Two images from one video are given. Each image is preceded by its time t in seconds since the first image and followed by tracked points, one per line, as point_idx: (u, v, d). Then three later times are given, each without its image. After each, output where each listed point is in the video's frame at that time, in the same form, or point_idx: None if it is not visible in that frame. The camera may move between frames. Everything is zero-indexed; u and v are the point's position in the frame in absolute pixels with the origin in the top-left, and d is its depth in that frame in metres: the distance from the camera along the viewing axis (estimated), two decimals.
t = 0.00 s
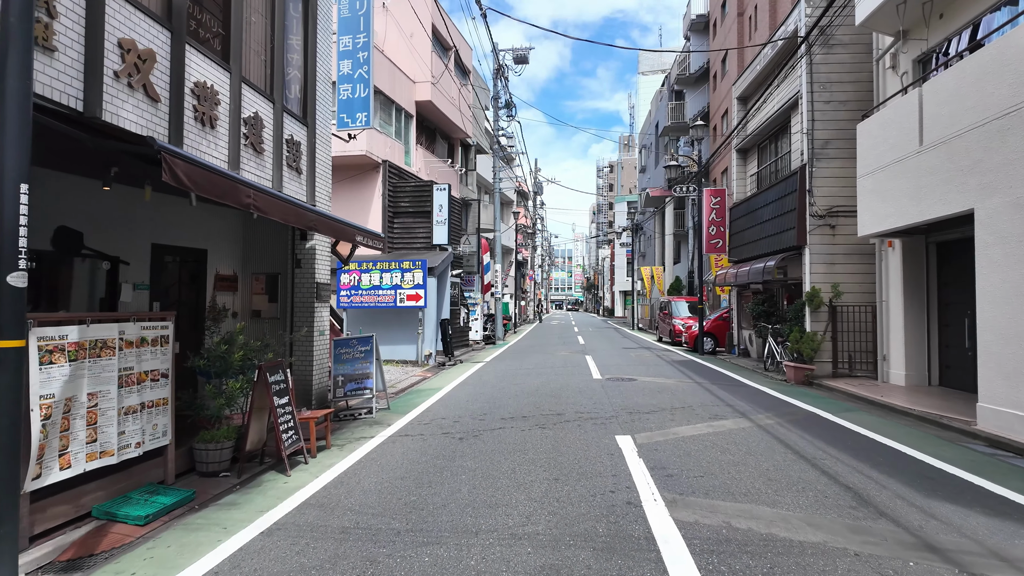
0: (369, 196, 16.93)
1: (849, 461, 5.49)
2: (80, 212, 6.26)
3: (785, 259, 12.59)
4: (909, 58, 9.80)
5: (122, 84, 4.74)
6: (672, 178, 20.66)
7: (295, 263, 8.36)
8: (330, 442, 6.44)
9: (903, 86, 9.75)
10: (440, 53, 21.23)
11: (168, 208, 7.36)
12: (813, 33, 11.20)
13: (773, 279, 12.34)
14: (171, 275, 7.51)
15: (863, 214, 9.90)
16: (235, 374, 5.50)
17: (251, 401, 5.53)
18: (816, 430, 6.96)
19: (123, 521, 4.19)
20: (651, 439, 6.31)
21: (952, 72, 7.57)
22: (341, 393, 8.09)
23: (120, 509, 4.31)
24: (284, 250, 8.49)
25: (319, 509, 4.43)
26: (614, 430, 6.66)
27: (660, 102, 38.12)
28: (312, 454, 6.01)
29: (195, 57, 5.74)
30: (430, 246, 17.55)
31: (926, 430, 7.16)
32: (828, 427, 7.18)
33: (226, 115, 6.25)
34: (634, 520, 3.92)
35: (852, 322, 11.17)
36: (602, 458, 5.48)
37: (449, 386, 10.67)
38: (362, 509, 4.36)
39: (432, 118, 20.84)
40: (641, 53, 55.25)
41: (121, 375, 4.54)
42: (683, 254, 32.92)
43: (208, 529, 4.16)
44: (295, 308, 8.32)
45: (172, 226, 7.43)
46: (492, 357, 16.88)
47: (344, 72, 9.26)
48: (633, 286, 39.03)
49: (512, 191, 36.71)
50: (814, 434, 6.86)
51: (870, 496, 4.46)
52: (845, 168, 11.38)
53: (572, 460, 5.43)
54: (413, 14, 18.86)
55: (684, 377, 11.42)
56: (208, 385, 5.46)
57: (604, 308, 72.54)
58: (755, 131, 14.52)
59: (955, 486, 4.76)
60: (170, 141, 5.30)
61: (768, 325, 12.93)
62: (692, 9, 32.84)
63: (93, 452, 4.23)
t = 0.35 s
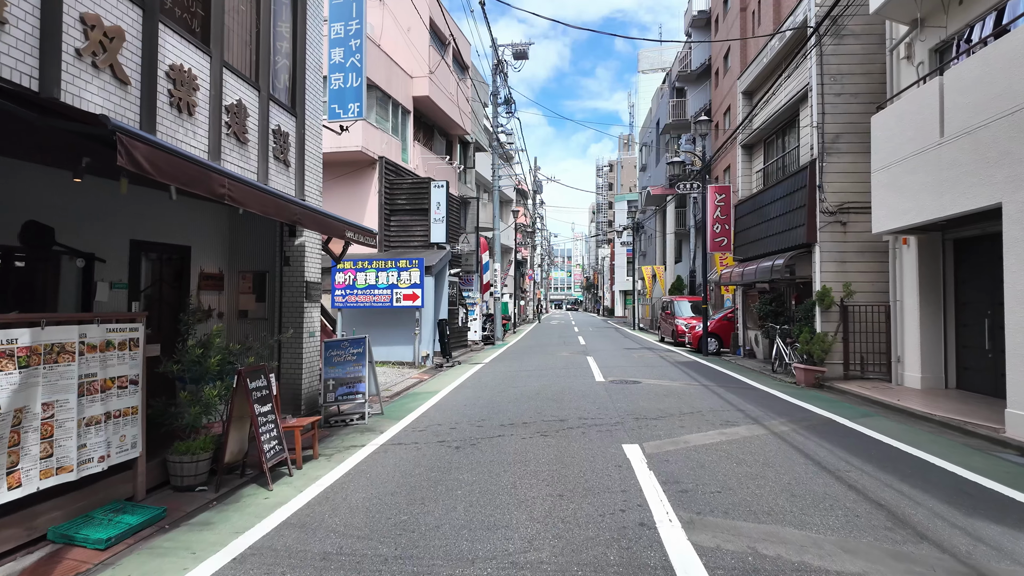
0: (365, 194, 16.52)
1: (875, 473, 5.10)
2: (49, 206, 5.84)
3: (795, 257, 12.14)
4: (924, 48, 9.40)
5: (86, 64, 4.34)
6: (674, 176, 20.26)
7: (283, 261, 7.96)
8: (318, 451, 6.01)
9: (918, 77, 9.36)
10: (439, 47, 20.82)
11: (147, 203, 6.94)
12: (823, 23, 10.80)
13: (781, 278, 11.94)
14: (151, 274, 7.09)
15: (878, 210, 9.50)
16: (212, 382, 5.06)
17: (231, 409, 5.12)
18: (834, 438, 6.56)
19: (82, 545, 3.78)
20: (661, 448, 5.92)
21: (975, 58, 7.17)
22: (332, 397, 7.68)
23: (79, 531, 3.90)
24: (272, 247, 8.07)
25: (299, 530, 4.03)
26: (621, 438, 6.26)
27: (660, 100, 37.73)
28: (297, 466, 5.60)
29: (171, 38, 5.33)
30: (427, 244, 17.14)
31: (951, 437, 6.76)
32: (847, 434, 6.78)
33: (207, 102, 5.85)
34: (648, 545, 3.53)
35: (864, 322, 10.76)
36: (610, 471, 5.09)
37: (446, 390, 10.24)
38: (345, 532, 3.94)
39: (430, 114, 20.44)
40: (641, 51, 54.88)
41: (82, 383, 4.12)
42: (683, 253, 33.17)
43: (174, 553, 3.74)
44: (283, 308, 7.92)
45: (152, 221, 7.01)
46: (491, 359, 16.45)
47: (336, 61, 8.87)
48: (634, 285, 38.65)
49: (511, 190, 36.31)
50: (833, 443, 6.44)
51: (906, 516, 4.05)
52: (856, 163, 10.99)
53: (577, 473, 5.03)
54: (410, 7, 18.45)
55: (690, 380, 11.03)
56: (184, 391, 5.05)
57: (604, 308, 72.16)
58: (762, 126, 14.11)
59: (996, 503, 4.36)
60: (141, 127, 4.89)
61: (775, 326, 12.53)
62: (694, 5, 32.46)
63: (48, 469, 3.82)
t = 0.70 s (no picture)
0: (363, 190, 16.14)
1: (913, 487, 4.70)
2: (22, 198, 5.44)
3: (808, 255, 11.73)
4: (946, 37, 9.01)
5: (51, 39, 3.94)
6: (678, 173, 19.88)
7: (275, 258, 7.56)
8: (310, 461, 5.61)
9: (938, 68, 8.97)
10: (439, 43, 20.43)
11: (131, 196, 6.55)
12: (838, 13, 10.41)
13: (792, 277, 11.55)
14: (135, 272, 6.68)
15: (897, 206, 9.11)
16: (192, 387, 4.61)
17: (214, 418, 4.71)
18: (860, 446, 6.16)
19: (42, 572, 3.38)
20: (676, 458, 5.54)
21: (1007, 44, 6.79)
22: (326, 402, 7.28)
23: (38, 555, 3.48)
24: (264, 243, 7.68)
25: (285, 553, 3.63)
26: (633, 447, 5.87)
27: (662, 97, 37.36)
28: (288, 477, 5.21)
29: (150, 15, 4.93)
30: (427, 243, 16.75)
31: (983, 445, 6.37)
32: (872, 441, 6.38)
33: (191, 87, 5.45)
34: (674, 572, 3.15)
35: (880, 323, 10.39)
36: (625, 484, 4.70)
37: (446, 393, 9.85)
38: (336, 556, 3.54)
39: (430, 111, 20.05)
40: (641, 50, 54.65)
41: (45, 391, 3.74)
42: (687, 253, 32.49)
43: None
44: (275, 307, 7.51)
45: (135, 216, 6.61)
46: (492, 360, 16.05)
47: (331, 48, 8.52)
48: (636, 285, 38.29)
49: (512, 189, 35.95)
50: (859, 451, 6.04)
51: (959, 539, 3.66)
52: (871, 158, 10.59)
53: (589, 487, 4.65)
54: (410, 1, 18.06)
55: (699, 383, 10.64)
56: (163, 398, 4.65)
57: (604, 308, 71.86)
58: (771, 121, 13.72)
59: None
60: (116, 110, 4.49)
61: (786, 326, 12.15)
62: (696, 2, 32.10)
63: (3, 486, 3.43)
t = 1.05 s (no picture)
0: (362, 189, 15.77)
1: (956, 506, 4.32)
2: None
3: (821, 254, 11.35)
4: (969, 27, 8.64)
5: (13, 13, 3.55)
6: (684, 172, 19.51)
7: (267, 257, 7.17)
8: (301, 475, 5.23)
9: (961, 60, 8.59)
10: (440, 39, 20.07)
11: (113, 192, 6.16)
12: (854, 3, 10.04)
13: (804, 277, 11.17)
14: (118, 271, 6.28)
15: (918, 203, 8.73)
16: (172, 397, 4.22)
17: (196, 430, 4.32)
18: (889, 457, 5.77)
19: None
20: (695, 471, 5.15)
21: None
22: (321, 409, 6.90)
23: None
24: (256, 241, 7.29)
25: None
26: (647, 459, 5.49)
27: (665, 97, 37.00)
28: (277, 493, 4.83)
29: None
30: (427, 243, 16.37)
31: (1019, 455, 5.98)
32: (901, 452, 6.00)
33: (174, 73, 5.07)
34: None
35: (897, 325, 10.02)
36: (643, 503, 4.31)
37: (447, 398, 9.47)
38: None
39: (431, 108, 19.68)
40: (642, 50, 54.33)
41: (1, 404, 3.35)
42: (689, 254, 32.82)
43: None
44: (267, 309, 7.12)
45: (118, 213, 6.22)
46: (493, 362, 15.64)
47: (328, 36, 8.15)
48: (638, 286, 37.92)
49: (513, 189, 35.56)
50: (889, 462, 5.66)
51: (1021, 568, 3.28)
52: (889, 154, 10.21)
53: (604, 506, 4.26)
54: None
55: (709, 387, 10.25)
56: (137, 408, 4.26)
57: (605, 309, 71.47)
58: (782, 118, 13.34)
59: None
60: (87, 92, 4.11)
61: (798, 328, 11.78)
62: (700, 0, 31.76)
63: None
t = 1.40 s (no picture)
0: (358, 185, 15.35)
1: (1004, 520, 3.92)
2: None
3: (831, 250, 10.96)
4: (990, 11, 8.26)
5: None
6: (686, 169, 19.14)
7: (253, 251, 6.76)
8: (284, 485, 4.81)
9: (982, 46, 8.21)
10: (438, 33, 19.68)
11: (86, 180, 5.73)
12: None
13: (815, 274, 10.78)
14: (91, 266, 5.85)
15: (937, 196, 8.33)
16: (138, 401, 3.80)
17: (165, 439, 3.90)
18: (918, 464, 5.37)
19: None
20: (713, 482, 4.75)
21: None
22: (311, 412, 6.49)
23: None
24: (241, 234, 6.87)
25: None
26: (659, 467, 5.08)
27: (666, 94, 36.63)
28: (257, 507, 4.40)
29: None
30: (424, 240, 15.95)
31: None
32: (929, 458, 5.60)
33: (145, 48, 4.65)
34: None
35: (913, 324, 9.61)
36: (658, 518, 3.91)
37: (445, 400, 9.05)
38: None
39: (428, 103, 19.30)
40: (642, 48, 53.96)
41: None
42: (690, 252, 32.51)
43: None
44: (253, 307, 6.72)
45: (90, 203, 5.79)
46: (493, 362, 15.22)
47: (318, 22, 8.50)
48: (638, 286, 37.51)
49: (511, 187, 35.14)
50: (918, 470, 5.27)
51: None
52: (903, 146, 9.82)
53: (616, 521, 3.86)
54: None
55: (717, 388, 9.85)
56: (98, 415, 3.83)
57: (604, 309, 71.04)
58: (790, 110, 12.95)
59: None
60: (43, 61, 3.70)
61: (808, 327, 11.38)
62: None
63: None
